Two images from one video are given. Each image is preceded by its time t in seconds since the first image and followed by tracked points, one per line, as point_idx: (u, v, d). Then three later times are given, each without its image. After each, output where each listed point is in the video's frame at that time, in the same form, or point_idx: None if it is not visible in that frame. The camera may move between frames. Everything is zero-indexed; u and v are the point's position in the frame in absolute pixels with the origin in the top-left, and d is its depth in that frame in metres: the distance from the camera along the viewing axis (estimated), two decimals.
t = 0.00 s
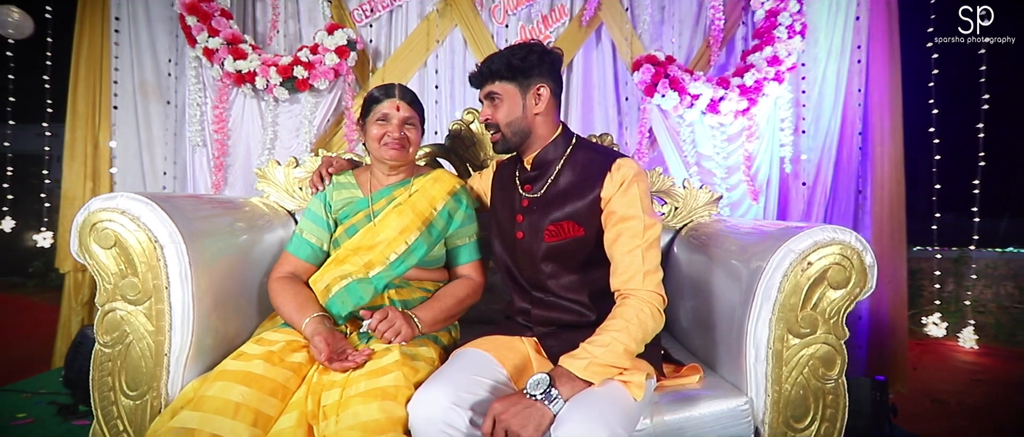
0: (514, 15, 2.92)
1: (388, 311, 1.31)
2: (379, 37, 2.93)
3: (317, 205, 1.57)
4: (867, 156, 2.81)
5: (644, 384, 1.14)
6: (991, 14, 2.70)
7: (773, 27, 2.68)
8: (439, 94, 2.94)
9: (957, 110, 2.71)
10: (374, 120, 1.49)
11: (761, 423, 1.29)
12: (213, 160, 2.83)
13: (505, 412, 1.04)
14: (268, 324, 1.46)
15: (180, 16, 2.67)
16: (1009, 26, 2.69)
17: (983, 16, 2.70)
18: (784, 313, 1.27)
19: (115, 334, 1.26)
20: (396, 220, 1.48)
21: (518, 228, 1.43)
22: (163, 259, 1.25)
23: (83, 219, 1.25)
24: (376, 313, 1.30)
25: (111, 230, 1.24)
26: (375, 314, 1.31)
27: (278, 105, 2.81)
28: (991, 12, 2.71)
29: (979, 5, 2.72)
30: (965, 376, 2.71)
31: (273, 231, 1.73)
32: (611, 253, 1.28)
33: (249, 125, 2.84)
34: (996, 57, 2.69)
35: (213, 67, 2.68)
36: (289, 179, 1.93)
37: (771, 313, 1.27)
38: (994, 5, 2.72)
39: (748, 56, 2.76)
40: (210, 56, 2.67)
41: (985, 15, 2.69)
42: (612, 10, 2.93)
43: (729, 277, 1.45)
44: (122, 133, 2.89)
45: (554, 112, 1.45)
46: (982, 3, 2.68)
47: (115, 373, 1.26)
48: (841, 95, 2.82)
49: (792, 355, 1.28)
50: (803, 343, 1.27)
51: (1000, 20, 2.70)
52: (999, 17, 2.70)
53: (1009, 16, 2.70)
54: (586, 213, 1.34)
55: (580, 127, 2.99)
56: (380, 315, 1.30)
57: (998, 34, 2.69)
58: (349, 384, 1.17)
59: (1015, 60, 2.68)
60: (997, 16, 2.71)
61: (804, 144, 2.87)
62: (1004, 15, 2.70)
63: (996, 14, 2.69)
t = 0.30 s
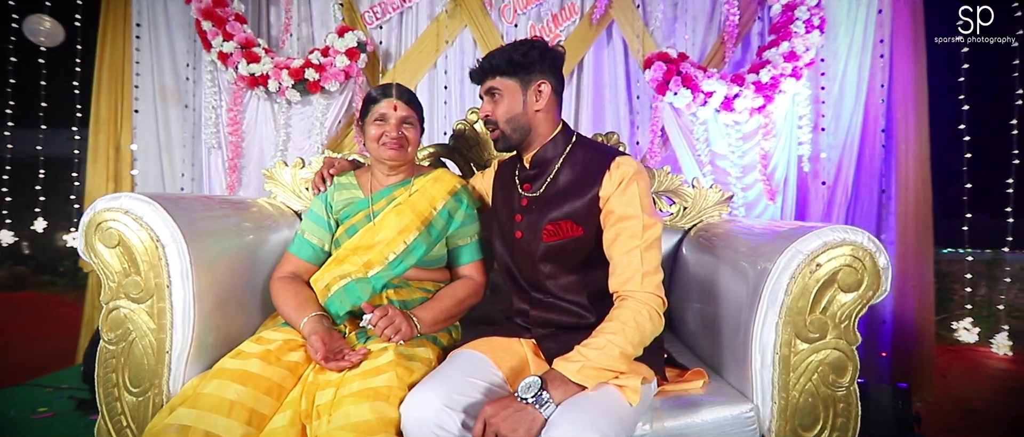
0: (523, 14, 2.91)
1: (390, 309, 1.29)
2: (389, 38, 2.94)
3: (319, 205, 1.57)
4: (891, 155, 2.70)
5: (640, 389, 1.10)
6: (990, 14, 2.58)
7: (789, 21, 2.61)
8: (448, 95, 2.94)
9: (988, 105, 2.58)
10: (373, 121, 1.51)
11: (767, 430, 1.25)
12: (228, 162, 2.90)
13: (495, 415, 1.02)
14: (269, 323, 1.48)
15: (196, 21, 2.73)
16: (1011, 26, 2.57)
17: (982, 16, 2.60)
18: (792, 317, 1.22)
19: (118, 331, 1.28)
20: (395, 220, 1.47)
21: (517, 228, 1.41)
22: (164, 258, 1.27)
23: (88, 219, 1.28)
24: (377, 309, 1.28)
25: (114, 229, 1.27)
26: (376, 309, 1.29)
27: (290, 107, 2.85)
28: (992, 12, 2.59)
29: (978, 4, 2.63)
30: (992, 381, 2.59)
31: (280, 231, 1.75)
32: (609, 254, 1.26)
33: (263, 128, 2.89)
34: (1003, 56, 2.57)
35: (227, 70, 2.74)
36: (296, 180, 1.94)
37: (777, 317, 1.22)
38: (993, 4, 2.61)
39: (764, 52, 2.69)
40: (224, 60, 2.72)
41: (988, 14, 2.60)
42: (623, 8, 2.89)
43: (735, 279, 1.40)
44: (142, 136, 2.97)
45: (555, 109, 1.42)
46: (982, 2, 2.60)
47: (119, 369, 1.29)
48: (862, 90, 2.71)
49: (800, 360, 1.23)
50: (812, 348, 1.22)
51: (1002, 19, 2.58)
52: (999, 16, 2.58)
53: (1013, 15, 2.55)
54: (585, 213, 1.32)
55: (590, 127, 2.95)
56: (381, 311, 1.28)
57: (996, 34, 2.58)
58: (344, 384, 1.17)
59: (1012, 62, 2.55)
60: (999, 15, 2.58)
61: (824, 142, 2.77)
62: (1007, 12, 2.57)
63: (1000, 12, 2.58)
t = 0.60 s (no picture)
0: (537, 13, 2.89)
1: (381, 312, 1.30)
2: (404, 40, 2.96)
3: (325, 205, 1.59)
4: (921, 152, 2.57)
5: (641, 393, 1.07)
6: (990, 17, 2.50)
7: (811, 15, 2.53)
8: (462, 95, 2.94)
9: None
10: (375, 120, 1.55)
11: None
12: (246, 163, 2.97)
13: (491, 416, 1.00)
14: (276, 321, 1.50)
15: (216, 26, 2.80)
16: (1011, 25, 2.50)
17: (980, 17, 2.52)
18: (805, 320, 1.17)
19: (129, 328, 1.31)
20: (398, 219, 1.47)
21: (520, 227, 1.39)
22: (172, 257, 1.30)
23: (101, 218, 1.32)
24: (369, 316, 1.30)
25: (125, 228, 1.30)
26: (368, 316, 1.30)
27: (307, 109, 2.89)
28: (992, 12, 2.51)
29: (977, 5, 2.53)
30: None
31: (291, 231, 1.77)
32: (612, 253, 1.23)
33: (281, 129, 2.95)
34: None
35: (246, 73, 2.80)
36: (307, 180, 1.95)
37: (789, 320, 1.17)
38: (990, 6, 2.52)
39: (785, 46, 2.61)
40: (242, 64, 2.78)
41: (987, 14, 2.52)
42: (638, 4, 2.84)
43: (747, 281, 1.35)
44: (167, 138, 3.06)
45: (560, 106, 1.39)
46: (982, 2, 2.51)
47: (130, 365, 1.32)
48: (889, 85, 2.60)
49: (813, 366, 1.17)
50: (826, 353, 1.16)
51: (1000, 21, 2.50)
52: (998, 18, 2.50)
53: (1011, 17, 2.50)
54: (588, 212, 1.29)
55: (605, 126, 2.92)
56: (373, 317, 1.29)
57: (996, 36, 2.49)
58: (343, 382, 1.17)
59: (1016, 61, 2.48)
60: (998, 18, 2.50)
61: (848, 140, 2.67)
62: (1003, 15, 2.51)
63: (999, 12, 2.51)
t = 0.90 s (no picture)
0: (551, 12, 2.87)
1: (377, 316, 1.31)
2: (419, 41, 2.98)
3: (334, 205, 1.61)
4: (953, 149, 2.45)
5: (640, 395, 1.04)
6: (991, 14, 2.38)
7: (835, 8, 2.45)
8: (476, 95, 2.95)
9: None
10: (381, 120, 1.58)
11: None
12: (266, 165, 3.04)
13: (487, 416, 0.98)
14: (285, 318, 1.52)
15: (238, 32, 2.88)
16: (1010, 26, 2.40)
17: (982, 16, 2.40)
18: (817, 323, 1.12)
19: (144, 323, 1.35)
20: (403, 218, 1.49)
21: (524, 225, 1.38)
22: (183, 255, 1.34)
23: (117, 217, 1.36)
24: (365, 321, 1.32)
25: (139, 227, 1.34)
26: (365, 321, 1.32)
27: (324, 111, 2.94)
28: (992, 11, 2.39)
29: (978, 3, 2.41)
30: None
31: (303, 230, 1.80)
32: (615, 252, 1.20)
33: (299, 131, 3.01)
34: None
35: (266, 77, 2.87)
36: (320, 180, 1.98)
37: (800, 322, 1.12)
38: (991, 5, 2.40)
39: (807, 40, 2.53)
40: (263, 67, 2.85)
41: (987, 14, 2.39)
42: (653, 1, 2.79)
43: (758, 282, 1.31)
44: (192, 141, 3.15)
45: (566, 104, 1.36)
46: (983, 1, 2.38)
47: (144, 359, 1.36)
48: (918, 79, 2.48)
49: (826, 370, 1.12)
50: (839, 358, 1.12)
51: (1001, 17, 2.40)
52: (999, 14, 2.40)
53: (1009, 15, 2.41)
54: (591, 210, 1.26)
55: (620, 124, 2.87)
56: (369, 321, 1.31)
57: (997, 35, 2.39)
58: (344, 379, 1.18)
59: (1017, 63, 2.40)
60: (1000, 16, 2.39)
61: (875, 136, 2.56)
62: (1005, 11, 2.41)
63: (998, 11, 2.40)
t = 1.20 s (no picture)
0: (565, 10, 2.85)
1: (383, 312, 1.31)
2: (434, 42, 3.00)
3: (343, 204, 1.64)
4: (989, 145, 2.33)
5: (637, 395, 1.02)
6: (991, 14, 2.31)
7: None
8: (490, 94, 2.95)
9: None
10: (387, 119, 1.61)
11: None
12: (286, 166, 3.12)
13: (481, 415, 0.98)
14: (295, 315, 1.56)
15: (259, 36, 2.95)
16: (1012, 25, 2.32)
17: (982, 16, 2.33)
18: (827, 325, 1.07)
19: (158, 318, 1.40)
20: (409, 217, 1.50)
21: (528, 224, 1.37)
22: (195, 252, 1.37)
23: (134, 216, 1.41)
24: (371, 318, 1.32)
25: (154, 225, 1.39)
26: (371, 319, 1.32)
27: (341, 113, 3.00)
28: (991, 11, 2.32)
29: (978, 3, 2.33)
30: None
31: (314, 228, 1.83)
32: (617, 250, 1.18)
33: (318, 133, 3.07)
34: None
35: (285, 80, 2.94)
36: (333, 180, 2.02)
37: (810, 324, 1.08)
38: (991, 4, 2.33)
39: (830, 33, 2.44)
40: (282, 71, 2.92)
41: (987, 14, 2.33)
42: None
43: (770, 281, 1.27)
44: (216, 144, 3.20)
45: (568, 101, 1.35)
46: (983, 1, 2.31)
47: (158, 353, 1.40)
48: (950, 73, 2.37)
49: (837, 374, 1.08)
50: (851, 361, 1.07)
51: (1002, 17, 2.32)
52: (999, 14, 2.32)
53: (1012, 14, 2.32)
54: (593, 208, 1.25)
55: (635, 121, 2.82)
56: (375, 318, 1.31)
57: (996, 34, 2.32)
58: (346, 375, 1.19)
59: None
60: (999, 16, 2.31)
61: (904, 132, 2.45)
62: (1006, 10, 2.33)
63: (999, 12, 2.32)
